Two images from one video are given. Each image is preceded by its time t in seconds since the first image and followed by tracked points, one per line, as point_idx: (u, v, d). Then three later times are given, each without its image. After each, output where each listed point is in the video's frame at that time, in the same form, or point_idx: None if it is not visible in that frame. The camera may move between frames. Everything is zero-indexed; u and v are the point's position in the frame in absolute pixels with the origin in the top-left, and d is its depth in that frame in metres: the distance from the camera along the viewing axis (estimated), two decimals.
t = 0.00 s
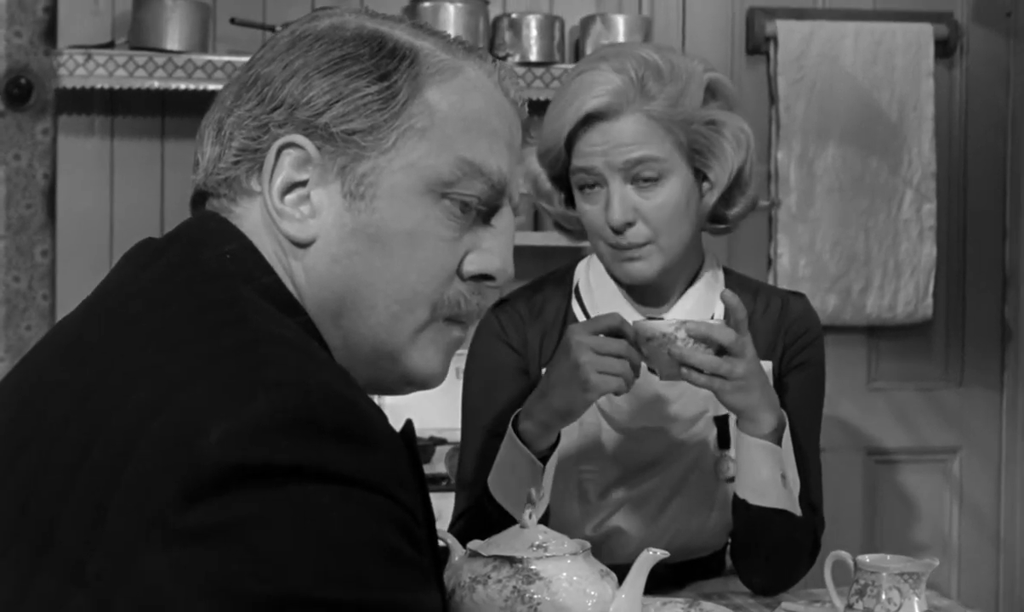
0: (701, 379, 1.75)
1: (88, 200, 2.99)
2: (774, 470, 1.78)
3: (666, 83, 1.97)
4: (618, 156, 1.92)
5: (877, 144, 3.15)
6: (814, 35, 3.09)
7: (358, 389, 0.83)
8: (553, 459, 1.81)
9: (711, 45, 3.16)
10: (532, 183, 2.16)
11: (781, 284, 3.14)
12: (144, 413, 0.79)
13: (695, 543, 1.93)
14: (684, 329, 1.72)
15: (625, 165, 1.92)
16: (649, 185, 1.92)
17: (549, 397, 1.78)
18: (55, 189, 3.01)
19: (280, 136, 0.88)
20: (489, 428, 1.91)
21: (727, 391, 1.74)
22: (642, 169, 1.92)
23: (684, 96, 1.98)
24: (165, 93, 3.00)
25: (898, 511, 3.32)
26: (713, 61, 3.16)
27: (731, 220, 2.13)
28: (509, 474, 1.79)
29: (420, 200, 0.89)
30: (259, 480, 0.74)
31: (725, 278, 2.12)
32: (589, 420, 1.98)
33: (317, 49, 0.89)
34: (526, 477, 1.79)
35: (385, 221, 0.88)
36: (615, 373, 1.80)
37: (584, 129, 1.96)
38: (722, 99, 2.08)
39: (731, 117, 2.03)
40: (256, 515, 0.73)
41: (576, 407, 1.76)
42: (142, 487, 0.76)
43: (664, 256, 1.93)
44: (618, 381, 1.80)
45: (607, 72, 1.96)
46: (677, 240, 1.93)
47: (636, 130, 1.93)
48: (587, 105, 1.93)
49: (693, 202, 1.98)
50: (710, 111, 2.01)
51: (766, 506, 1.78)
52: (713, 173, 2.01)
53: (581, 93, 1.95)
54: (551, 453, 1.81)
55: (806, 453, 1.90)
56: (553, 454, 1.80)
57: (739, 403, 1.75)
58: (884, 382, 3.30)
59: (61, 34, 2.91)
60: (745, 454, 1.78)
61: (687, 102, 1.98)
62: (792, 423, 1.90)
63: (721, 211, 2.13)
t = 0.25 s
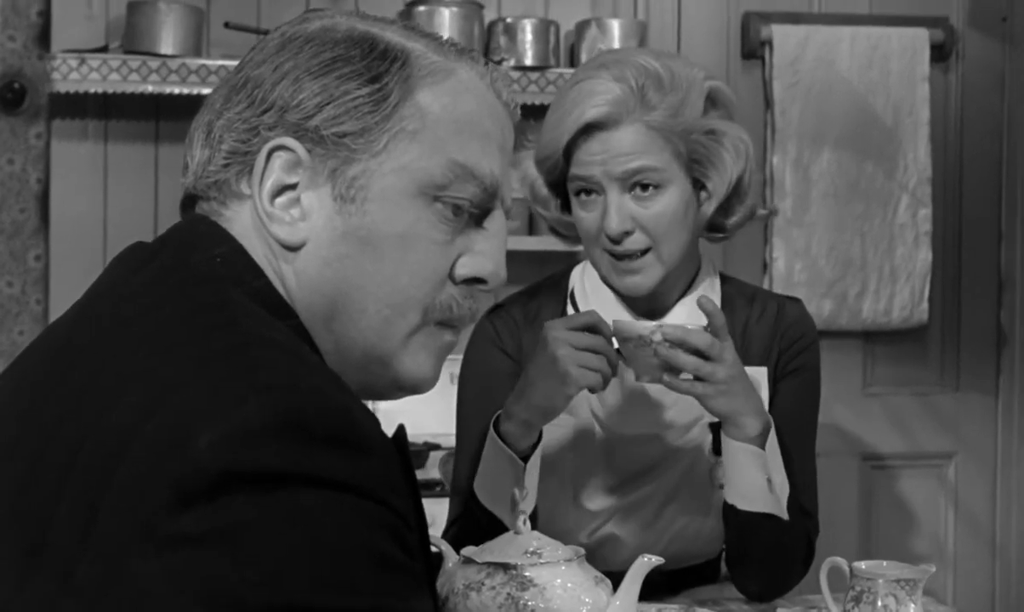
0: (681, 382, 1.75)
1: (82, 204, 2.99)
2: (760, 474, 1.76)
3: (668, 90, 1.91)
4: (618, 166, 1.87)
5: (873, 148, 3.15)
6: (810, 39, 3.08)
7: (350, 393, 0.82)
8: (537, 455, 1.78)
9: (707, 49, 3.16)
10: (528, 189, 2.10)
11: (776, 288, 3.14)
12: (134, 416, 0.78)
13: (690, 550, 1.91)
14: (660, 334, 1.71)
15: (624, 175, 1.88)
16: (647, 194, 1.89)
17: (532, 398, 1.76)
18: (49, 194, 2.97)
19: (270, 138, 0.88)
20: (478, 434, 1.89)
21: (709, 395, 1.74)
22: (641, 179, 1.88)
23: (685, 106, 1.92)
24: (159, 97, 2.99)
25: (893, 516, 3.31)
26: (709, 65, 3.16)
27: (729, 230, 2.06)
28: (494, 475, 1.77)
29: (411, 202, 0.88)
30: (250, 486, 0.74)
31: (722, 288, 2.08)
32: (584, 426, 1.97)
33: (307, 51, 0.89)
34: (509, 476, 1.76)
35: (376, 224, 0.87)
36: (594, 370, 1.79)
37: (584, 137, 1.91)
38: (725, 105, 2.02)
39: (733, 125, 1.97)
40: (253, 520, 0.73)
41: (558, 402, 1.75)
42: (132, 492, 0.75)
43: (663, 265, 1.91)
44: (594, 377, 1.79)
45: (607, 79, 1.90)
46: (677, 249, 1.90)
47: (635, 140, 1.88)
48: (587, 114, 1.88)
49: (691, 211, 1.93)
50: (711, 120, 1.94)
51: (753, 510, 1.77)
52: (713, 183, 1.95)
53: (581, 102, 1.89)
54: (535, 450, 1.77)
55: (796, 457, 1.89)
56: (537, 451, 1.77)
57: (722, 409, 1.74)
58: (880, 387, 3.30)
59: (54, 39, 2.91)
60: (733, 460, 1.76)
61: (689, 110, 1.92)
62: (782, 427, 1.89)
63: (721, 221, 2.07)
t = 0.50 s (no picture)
0: (669, 382, 1.74)
1: (77, 208, 2.98)
2: (745, 475, 1.74)
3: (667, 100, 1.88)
4: (617, 176, 1.84)
5: (869, 152, 3.14)
6: (806, 43, 3.08)
7: (342, 398, 0.82)
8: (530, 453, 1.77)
9: (703, 52, 3.15)
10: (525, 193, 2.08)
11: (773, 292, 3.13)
12: (124, 422, 0.78)
13: (686, 553, 1.90)
14: (646, 330, 1.72)
15: (623, 185, 1.84)
16: (646, 204, 1.85)
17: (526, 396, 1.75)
18: (43, 198, 2.99)
19: (261, 141, 0.87)
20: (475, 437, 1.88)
21: (696, 396, 1.73)
22: (641, 189, 1.85)
23: (686, 115, 1.89)
24: (154, 100, 2.98)
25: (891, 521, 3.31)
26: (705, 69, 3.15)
27: (728, 238, 2.04)
28: (487, 474, 1.75)
29: (404, 204, 0.88)
30: (243, 491, 0.73)
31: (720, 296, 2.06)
32: (581, 431, 1.96)
33: (298, 53, 0.88)
34: (503, 475, 1.75)
35: (368, 226, 0.87)
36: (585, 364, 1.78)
37: (582, 146, 1.87)
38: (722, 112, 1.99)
39: (732, 135, 1.95)
40: (246, 526, 0.72)
41: (550, 398, 1.74)
42: (122, 497, 0.74)
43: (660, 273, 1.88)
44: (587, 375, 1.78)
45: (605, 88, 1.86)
46: (674, 258, 1.87)
47: (634, 151, 1.84)
48: (586, 123, 1.83)
49: (688, 221, 1.91)
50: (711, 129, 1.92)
51: (741, 512, 1.75)
52: (712, 193, 1.92)
53: (581, 110, 1.85)
54: (528, 448, 1.77)
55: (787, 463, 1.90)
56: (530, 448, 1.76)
57: (708, 410, 1.73)
58: (876, 390, 3.30)
59: (49, 42, 2.91)
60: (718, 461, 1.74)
61: (688, 120, 1.89)
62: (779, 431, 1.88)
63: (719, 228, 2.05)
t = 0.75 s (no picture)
0: (666, 377, 1.73)
1: (75, 208, 2.97)
2: (743, 474, 1.74)
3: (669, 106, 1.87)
4: (618, 181, 1.83)
5: (869, 153, 3.14)
6: (806, 43, 3.08)
7: (342, 398, 0.81)
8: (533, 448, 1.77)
9: (702, 52, 3.15)
10: (526, 196, 2.08)
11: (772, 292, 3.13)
12: (122, 423, 0.77)
13: (687, 555, 1.90)
14: (644, 325, 1.71)
15: (625, 190, 1.83)
16: (648, 209, 1.84)
17: (526, 394, 1.75)
18: (42, 198, 2.99)
19: (258, 141, 0.87)
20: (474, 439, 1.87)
21: (692, 392, 1.73)
22: (642, 194, 1.84)
23: (687, 120, 1.88)
24: (153, 100, 2.98)
25: (891, 522, 3.31)
26: (705, 69, 3.15)
27: (730, 242, 2.04)
28: (489, 472, 1.75)
29: (402, 204, 0.87)
30: (240, 492, 0.73)
31: (720, 298, 2.05)
32: (581, 433, 1.96)
33: (295, 52, 0.88)
34: (505, 472, 1.75)
35: (366, 226, 0.86)
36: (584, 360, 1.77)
37: (584, 152, 1.86)
38: (724, 119, 1.99)
39: (733, 140, 1.95)
40: (243, 528, 0.72)
41: (551, 394, 1.74)
42: (119, 499, 0.74)
43: (660, 277, 1.87)
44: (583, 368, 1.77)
45: (607, 93, 1.86)
46: (674, 263, 1.87)
47: (636, 156, 1.84)
48: (588, 129, 1.83)
49: (689, 226, 1.90)
50: (712, 134, 1.92)
51: (738, 512, 1.75)
52: (714, 199, 1.92)
53: (582, 114, 1.84)
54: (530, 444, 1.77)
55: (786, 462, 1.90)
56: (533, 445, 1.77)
57: (705, 409, 1.73)
58: (876, 391, 3.30)
59: (48, 42, 2.90)
60: (715, 461, 1.74)
61: (690, 125, 1.88)
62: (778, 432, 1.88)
63: (720, 233, 2.04)
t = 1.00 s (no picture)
0: (668, 375, 1.73)
1: (76, 208, 2.97)
2: (746, 475, 1.73)
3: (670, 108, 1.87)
4: (619, 183, 1.83)
5: (869, 152, 3.14)
6: (806, 43, 3.08)
7: (342, 398, 0.81)
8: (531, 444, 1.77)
9: (702, 52, 3.15)
10: (526, 197, 2.07)
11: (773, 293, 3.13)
12: (122, 424, 0.77)
13: (687, 556, 1.90)
14: (637, 316, 1.72)
15: (626, 192, 1.83)
16: (648, 211, 1.84)
17: (524, 390, 1.75)
18: (42, 198, 2.98)
19: (258, 140, 0.87)
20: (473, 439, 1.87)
21: (694, 391, 1.73)
22: (643, 196, 1.84)
23: (689, 122, 1.88)
24: (153, 100, 2.98)
25: (891, 522, 3.31)
26: (705, 68, 3.15)
27: (731, 245, 2.04)
28: (487, 470, 1.74)
29: (401, 203, 0.87)
30: (240, 493, 0.73)
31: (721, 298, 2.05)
32: (580, 433, 1.95)
33: (294, 51, 0.88)
34: (503, 470, 1.74)
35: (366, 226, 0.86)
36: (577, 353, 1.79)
37: (585, 153, 1.86)
38: (725, 121, 1.99)
39: (735, 142, 1.95)
40: (243, 529, 0.72)
41: (548, 389, 1.75)
42: (119, 499, 0.74)
43: (660, 278, 1.87)
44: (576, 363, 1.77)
45: (608, 95, 1.86)
46: (674, 264, 1.87)
47: (637, 158, 1.83)
48: (590, 130, 1.82)
49: (690, 227, 1.90)
50: (714, 136, 1.92)
51: (741, 512, 1.74)
52: (715, 201, 1.92)
53: (583, 116, 1.84)
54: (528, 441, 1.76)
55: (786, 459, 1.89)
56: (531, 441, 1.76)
57: (707, 408, 1.73)
58: (876, 391, 3.30)
59: (48, 42, 2.90)
60: (718, 461, 1.73)
61: (692, 128, 1.88)
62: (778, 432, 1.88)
63: (722, 235, 2.04)
